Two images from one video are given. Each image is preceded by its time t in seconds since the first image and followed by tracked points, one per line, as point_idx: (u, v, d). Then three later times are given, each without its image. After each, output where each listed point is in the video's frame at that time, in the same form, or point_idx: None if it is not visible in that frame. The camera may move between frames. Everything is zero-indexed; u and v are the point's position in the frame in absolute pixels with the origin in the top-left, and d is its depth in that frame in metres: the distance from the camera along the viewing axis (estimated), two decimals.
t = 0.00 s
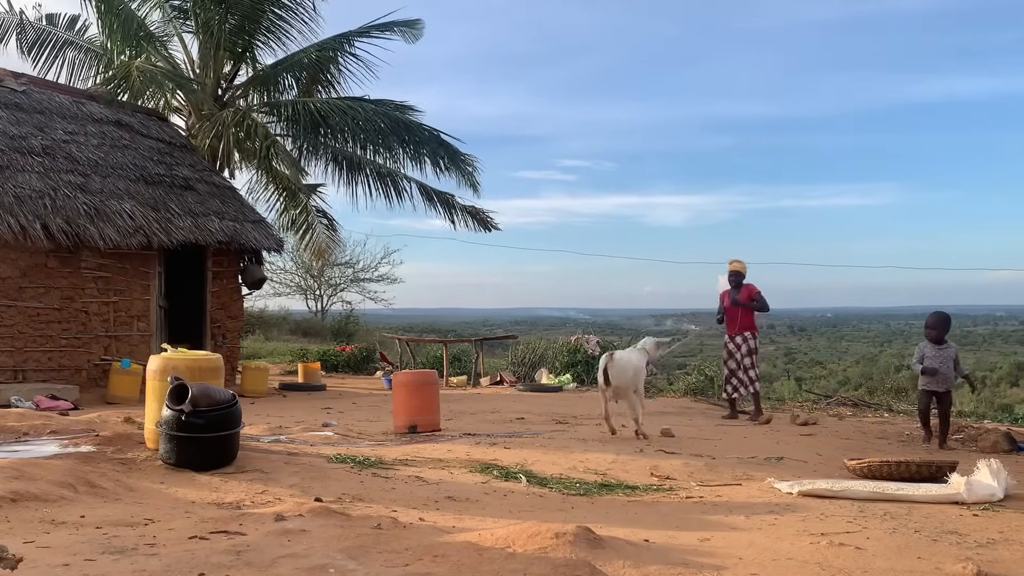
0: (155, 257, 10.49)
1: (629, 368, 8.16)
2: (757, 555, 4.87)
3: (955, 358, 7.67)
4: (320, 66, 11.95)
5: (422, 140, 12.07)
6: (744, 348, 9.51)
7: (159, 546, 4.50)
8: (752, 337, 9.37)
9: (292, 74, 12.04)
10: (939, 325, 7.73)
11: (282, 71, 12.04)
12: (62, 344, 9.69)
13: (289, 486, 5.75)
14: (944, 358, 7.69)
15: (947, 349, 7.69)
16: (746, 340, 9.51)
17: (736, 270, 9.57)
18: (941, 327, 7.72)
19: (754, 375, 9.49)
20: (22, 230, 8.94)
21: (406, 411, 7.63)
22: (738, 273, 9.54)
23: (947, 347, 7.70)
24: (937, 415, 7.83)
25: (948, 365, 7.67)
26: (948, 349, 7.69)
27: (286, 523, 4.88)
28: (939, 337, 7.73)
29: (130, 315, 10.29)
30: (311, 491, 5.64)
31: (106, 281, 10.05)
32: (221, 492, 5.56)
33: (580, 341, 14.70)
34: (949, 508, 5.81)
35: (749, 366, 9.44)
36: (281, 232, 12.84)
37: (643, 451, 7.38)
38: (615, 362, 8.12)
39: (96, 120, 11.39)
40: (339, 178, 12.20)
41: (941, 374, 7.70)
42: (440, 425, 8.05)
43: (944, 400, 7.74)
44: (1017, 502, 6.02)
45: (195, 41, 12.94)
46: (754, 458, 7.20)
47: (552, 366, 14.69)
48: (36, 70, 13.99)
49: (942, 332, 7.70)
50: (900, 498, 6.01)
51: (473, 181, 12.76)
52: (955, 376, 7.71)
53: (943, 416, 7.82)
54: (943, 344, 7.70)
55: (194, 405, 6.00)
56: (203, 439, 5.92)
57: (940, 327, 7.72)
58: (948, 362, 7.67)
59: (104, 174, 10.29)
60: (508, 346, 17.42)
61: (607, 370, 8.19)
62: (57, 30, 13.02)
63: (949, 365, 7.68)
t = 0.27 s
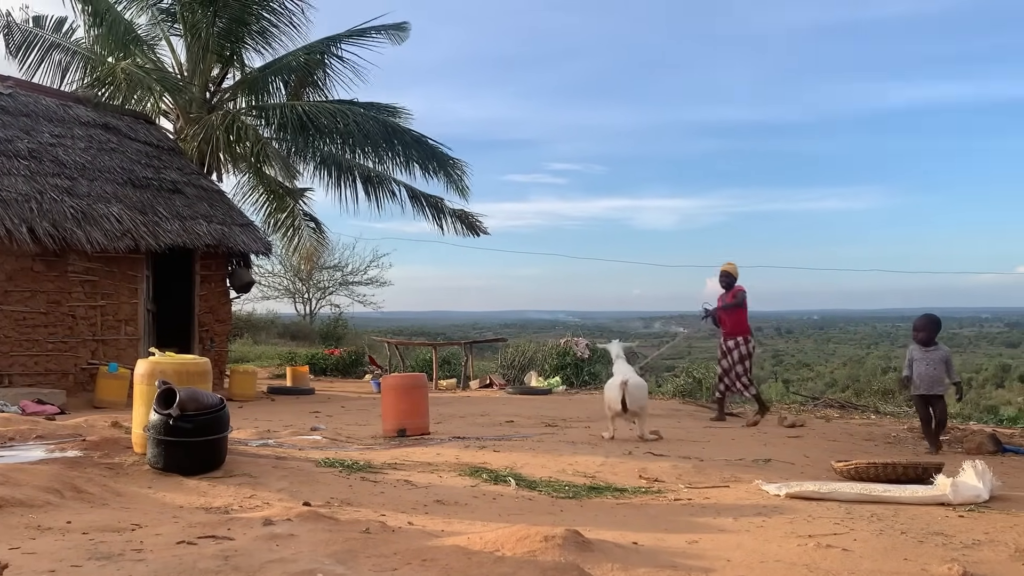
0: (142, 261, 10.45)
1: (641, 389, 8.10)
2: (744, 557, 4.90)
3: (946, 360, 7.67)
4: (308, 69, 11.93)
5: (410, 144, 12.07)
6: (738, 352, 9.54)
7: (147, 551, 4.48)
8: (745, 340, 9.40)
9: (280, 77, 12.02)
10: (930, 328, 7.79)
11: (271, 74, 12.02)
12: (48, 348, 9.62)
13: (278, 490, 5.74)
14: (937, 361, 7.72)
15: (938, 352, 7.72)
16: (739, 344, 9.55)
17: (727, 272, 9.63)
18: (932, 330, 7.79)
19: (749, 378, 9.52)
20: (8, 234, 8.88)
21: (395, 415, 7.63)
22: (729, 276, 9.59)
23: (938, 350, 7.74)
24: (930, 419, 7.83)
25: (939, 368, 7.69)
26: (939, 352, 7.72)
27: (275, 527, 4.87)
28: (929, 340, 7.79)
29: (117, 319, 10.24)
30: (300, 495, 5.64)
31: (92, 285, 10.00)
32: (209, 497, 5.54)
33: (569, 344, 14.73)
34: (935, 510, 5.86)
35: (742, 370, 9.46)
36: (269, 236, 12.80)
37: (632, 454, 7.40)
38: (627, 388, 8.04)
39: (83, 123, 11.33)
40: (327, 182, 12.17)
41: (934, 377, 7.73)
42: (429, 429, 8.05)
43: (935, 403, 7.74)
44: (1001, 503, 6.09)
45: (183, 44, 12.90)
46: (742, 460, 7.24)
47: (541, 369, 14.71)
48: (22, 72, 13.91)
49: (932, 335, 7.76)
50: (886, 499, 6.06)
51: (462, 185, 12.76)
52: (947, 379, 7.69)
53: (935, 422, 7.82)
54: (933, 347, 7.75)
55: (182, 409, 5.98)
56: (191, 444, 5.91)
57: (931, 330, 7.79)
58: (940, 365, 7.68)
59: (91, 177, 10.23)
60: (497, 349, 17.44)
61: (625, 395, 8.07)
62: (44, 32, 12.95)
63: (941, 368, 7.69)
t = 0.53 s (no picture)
0: (126, 263, 10.36)
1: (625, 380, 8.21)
2: (729, 560, 4.91)
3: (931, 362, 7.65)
4: (294, 71, 11.89)
5: (397, 145, 12.05)
6: (740, 359, 9.56)
7: (128, 556, 4.44)
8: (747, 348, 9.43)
9: (266, 78, 11.98)
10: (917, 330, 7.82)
11: (255, 76, 11.91)
12: (30, 351, 9.52)
13: (262, 494, 5.71)
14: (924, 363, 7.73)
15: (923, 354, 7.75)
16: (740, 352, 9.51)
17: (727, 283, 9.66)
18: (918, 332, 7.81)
19: (747, 387, 9.47)
20: None
21: (380, 418, 7.61)
22: (729, 287, 9.63)
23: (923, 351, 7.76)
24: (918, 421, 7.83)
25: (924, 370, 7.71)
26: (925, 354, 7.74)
27: (258, 531, 4.84)
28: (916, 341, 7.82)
29: (100, 322, 10.16)
30: (284, 499, 5.61)
31: (75, 287, 9.91)
32: (192, 501, 5.50)
33: (555, 347, 14.74)
34: (918, 512, 5.90)
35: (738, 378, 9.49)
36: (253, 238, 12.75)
37: (617, 457, 7.41)
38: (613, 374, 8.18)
39: (66, 124, 11.24)
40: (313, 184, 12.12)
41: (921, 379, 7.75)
42: (414, 432, 8.03)
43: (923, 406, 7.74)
44: (983, 506, 6.14)
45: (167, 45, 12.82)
46: (727, 463, 7.26)
47: (527, 372, 14.71)
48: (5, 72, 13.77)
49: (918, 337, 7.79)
50: (870, 502, 6.10)
51: (449, 187, 12.75)
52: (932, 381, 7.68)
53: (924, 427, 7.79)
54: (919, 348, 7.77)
55: (165, 413, 5.93)
56: (174, 448, 5.86)
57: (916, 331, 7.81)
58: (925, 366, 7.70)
59: (73, 179, 10.15)
60: (484, 352, 17.42)
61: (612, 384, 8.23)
62: (27, 32, 12.84)
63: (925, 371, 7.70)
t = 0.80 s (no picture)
0: (112, 262, 10.30)
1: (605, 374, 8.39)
2: (716, 560, 4.93)
3: (916, 362, 7.63)
4: (282, 71, 11.85)
5: (385, 145, 12.04)
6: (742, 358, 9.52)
7: (113, 557, 4.41)
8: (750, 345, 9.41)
9: (254, 78, 11.93)
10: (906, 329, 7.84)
11: (243, 75, 11.91)
12: (14, 351, 9.44)
13: (248, 494, 5.68)
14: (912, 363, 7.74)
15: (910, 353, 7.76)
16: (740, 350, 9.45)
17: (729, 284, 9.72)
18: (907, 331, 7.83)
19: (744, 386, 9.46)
20: None
21: (368, 419, 7.59)
22: (731, 288, 9.67)
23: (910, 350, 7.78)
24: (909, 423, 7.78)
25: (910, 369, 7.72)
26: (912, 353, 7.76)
27: (244, 532, 4.82)
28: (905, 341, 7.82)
29: (86, 322, 10.09)
30: (270, 500, 5.58)
31: (60, 286, 9.83)
32: (177, 501, 5.47)
33: (543, 348, 14.76)
34: (903, 512, 5.94)
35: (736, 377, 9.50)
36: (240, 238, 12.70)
37: (605, 458, 7.43)
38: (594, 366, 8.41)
39: (51, 123, 11.15)
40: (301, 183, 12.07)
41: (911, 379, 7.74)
42: (402, 432, 8.01)
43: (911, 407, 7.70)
44: (968, 506, 6.19)
45: (154, 44, 12.75)
46: (714, 463, 7.29)
47: (515, 373, 14.71)
48: None
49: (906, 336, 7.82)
50: (856, 502, 6.13)
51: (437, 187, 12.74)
52: (917, 381, 7.66)
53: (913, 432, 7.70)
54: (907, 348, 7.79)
55: (150, 412, 5.90)
56: (159, 448, 5.82)
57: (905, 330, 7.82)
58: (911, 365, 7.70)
59: (59, 177, 10.07)
60: (472, 353, 17.40)
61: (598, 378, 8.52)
62: (12, 29, 12.74)
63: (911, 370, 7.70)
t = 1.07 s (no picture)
0: (101, 259, 10.25)
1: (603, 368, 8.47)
2: (706, 557, 4.96)
3: (899, 358, 7.68)
4: (272, 67, 11.78)
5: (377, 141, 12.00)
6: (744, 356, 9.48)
7: (101, 554, 4.39)
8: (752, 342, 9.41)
9: (245, 74, 11.89)
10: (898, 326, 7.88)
11: (234, 72, 11.82)
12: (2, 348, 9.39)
13: (238, 492, 5.67)
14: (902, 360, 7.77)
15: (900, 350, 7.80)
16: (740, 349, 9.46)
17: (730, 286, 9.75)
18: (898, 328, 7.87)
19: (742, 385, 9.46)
20: None
21: (358, 416, 7.58)
22: (732, 287, 9.70)
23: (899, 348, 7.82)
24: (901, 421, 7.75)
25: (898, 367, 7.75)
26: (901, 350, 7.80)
27: (233, 529, 4.81)
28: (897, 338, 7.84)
29: (75, 318, 10.04)
30: (260, 497, 5.57)
31: (49, 283, 9.78)
32: (167, 499, 5.45)
33: (534, 345, 14.77)
34: (892, 510, 5.98)
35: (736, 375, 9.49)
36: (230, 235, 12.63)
37: (595, 455, 7.44)
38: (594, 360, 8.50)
39: (40, 118, 11.08)
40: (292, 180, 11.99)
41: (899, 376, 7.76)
42: (392, 430, 8.01)
43: (896, 405, 7.74)
44: (956, 503, 6.23)
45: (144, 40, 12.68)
46: (704, 461, 7.31)
47: (506, 371, 14.72)
48: None
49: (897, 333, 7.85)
50: (845, 499, 6.17)
51: (428, 183, 12.72)
52: (899, 378, 7.69)
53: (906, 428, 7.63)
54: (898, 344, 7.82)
55: (140, 409, 5.88)
56: (148, 445, 5.80)
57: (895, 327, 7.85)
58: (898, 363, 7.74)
59: (48, 174, 10.01)
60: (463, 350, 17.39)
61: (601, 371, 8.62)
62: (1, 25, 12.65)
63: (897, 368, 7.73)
